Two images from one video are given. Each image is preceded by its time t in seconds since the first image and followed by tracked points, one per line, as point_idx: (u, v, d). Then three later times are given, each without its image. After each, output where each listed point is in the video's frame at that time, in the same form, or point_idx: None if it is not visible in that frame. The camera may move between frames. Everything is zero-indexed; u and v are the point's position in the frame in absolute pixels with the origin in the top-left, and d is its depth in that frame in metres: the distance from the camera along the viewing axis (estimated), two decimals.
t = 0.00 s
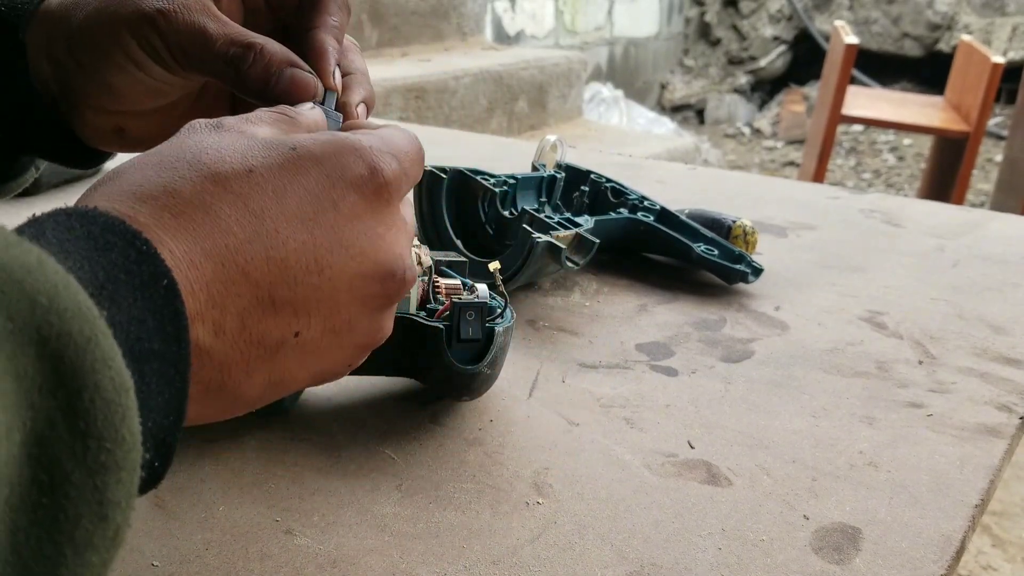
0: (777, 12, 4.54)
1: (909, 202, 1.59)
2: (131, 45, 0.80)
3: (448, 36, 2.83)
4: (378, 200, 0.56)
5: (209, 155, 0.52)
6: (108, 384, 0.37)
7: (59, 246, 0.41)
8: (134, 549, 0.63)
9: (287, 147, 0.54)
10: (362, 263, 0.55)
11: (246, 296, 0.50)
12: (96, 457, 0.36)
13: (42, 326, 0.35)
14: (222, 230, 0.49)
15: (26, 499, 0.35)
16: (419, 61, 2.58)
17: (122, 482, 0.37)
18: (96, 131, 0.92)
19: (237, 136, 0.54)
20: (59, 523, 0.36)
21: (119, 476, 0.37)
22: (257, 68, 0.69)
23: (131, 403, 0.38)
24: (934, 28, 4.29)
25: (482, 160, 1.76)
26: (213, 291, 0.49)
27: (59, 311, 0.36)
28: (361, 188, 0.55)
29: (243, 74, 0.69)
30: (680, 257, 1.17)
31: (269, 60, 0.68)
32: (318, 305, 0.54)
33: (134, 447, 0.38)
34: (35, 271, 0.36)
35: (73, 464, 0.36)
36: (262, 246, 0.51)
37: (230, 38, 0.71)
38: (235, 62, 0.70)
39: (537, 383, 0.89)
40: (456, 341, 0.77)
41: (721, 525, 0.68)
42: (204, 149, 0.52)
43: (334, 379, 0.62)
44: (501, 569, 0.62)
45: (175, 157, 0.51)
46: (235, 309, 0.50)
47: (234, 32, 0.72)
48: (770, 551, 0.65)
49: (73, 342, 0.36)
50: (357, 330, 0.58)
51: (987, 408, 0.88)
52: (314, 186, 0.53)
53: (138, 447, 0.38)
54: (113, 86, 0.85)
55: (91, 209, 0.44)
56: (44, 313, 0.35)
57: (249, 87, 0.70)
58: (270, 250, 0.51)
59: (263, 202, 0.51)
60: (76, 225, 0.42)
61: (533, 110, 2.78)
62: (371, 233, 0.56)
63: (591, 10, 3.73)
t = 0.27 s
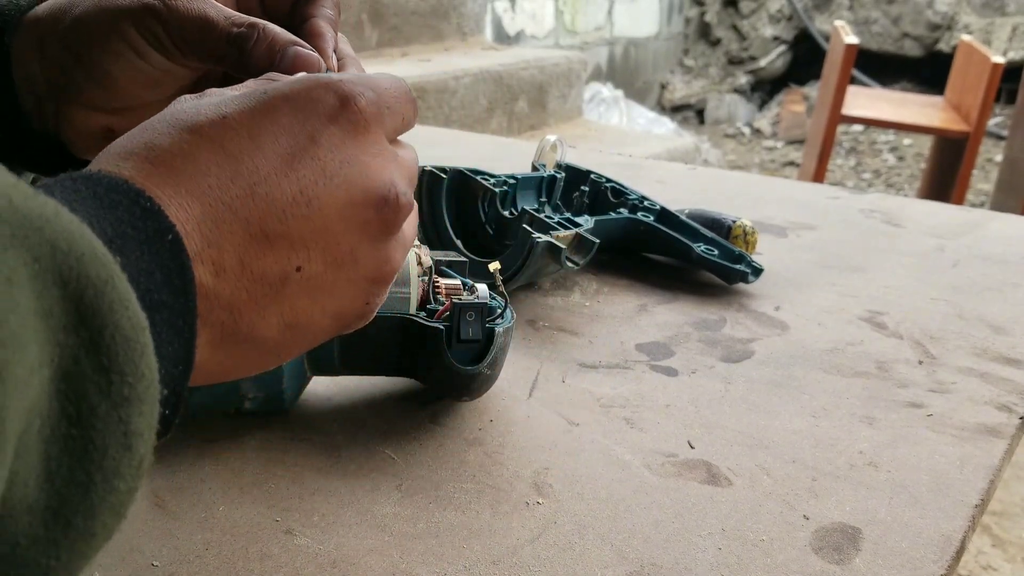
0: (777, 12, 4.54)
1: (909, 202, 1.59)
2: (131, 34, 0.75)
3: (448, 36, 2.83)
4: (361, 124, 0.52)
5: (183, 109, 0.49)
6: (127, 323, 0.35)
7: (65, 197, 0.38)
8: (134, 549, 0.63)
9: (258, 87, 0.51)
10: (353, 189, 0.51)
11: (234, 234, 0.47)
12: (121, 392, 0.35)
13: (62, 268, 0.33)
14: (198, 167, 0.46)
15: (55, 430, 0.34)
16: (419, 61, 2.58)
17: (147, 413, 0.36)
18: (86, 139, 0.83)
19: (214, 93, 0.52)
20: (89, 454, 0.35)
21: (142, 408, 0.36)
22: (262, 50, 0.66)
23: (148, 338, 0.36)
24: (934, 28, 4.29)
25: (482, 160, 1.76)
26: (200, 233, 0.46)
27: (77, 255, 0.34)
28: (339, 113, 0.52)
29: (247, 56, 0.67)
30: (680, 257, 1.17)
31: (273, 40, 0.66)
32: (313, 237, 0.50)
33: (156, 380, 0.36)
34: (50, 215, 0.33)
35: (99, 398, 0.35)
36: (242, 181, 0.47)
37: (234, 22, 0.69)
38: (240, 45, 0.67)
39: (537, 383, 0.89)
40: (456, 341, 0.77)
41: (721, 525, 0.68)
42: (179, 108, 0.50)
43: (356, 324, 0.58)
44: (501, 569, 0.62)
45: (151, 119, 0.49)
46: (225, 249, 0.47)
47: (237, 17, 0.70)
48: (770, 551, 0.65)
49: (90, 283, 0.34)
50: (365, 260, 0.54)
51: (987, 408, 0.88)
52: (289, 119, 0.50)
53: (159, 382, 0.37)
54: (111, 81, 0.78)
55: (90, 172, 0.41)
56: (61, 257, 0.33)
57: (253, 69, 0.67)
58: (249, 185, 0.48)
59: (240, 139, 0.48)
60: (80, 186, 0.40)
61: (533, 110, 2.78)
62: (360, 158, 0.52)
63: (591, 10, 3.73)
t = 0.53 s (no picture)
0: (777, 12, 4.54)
1: (909, 202, 1.58)
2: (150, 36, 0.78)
3: (448, 36, 2.83)
4: (417, 156, 0.59)
5: (260, 104, 0.53)
6: (194, 288, 0.35)
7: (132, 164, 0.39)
8: (134, 549, 0.63)
9: (333, 102, 0.56)
10: (404, 214, 0.57)
11: (304, 230, 0.50)
12: (187, 353, 0.35)
13: (134, 232, 0.34)
14: (281, 163, 0.50)
15: (124, 390, 0.34)
16: (419, 61, 2.58)
17: (212, 376, 0.36)
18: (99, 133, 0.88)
19: (284, 93, 0.56)
20: (156, 414, 0.35)
21: (206, 371, 0.36)
22: (280, 61, 0.69)
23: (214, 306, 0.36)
24: (934, 28, 4.29)
25: (482, 160, 1.76)
26: (273, 222, 0.48)
27: (149, 219, 0.34)
28: (403, 144, 0.57)
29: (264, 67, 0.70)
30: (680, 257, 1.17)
31: (291, 53, 0.68)
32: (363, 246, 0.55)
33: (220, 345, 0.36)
34: (123, 180, 0.34)
35: (166, 359, 0.35)
36: (318, 184, 0.51)
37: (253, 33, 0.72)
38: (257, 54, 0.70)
39: (537, 383, 0.89)
40: (456, 341, 0.77)
41: (721, 525, 0.68)
42: (253, 100, 0.53)
43: (356, 332, 0.61)
44: (501, 569, 0.62)
45: (226, 106, 0.51)
46: (294, 241, 0.50)
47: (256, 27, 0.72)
48: (770, 551, 0.65)
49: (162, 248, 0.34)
50: (390, 279, 0.59)
51: (987, 408, 0.88)
52: (364, 137, 0.55)
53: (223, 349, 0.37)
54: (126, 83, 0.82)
55: (155, 141, 0.42)
56: (135, 221, 0.34)
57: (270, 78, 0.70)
58: (326, 185, 0.52)
59: (316, 142, 0.53)
60: (143, 153, 0.41)
61: (533, 110, 2.78)
62: (411, 184, 0.58)
63: (591, 10, 3.73)
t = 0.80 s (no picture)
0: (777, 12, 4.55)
1: (909, 202, 1.58)
2: (171, 45, 0.80)
3: (448, 36, 2.83)
4: (423, 148, 0.59)
5: (265, 106, 0.54)
6: (196, 289, 0.37)
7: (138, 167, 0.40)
8: (134, 549, 0.63)
9: (339, 100, 0.57)
10: (412, 202, 0.57)
11: (310, 219, 0.51)
12: (189, 353, 0.36)
13: (138, 234, 0.35)
14: (283, 156, 0.51)
15: (126, 390, 0.35)
16: (418, 61, 2.58)
17: (213, 377, 0.38)
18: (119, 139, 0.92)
19: (292, 97, 0.57)
20: (158, 412, 0.36)
21: (208, 372, 0.37)
22: (298, 76, 0.71)
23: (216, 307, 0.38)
24: (934, 28, 4.30)
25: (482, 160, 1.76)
26: (276, 211, 0.49)
27: (153, 222, 0.36)
28: (408, 135, 0.58)
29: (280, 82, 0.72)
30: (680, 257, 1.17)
31: (307, 69, 0.71)
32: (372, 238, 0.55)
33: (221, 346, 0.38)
34: (128, 184, 0.36)
35: (168, 360, 0.36)
36: (321, 174, 0.52)
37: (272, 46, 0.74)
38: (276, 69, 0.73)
39: (537, 383, 0.89)
40: (456, 341, 0.77)
41: (721, 525, 0.68)
42: (261, 103, 0.54)
43: (377, 332, 0.61)
44: (502, 569, 0.62)
45: (234, 109, 0.53)
46: (299, 231, 0.50)
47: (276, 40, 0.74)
48: (770, 551, 0.65)
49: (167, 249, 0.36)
50: (405, 272, 0.58)
51: (987, 408, 0.88)
52: (367, 130, 0.56)
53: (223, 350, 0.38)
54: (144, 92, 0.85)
55: (163, 146, 0.43)
56: (139, 223, 0.35)
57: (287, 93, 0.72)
58: (329, 176, 0.52)
59: (318, 136, 0.53)
60: (151, 157, 0.42)
61: (533, 110, 2.78)
62: (418, 174, 0.58)
63: (591, 10, 3.73)
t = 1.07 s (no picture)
0: (777, 12, 4.55)
1: (909, 202, 1.58)
2: (174, 63, 0.83)
3: (448, 36, 2.83)
4: (426, 169, 0.59)
5: (268, 119, 0.54)
6: (188, 306, 0.37)
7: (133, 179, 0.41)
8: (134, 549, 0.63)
9: (343, 116, 0.57)
10: (413, 223, 0.57)
11: (307, 237, 0.51)
12: (178, 371, 0.37)
13: (129, 250, 0.36)
14: (284, 173, 0.51)
15: (114, 406, 0.36)
16: (418, 61, 2.58)
17: (202, 395, 0.38)
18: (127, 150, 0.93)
19: (299, 110, 0.57)
20: (145, 430, 0.36)
21: (197, 389, 0.38)
22: (300, 87, 0.73)
23: (207, 324, 0.38)
24: (934, 28, 4.30)
25: (482, 160, 1.76)
26: (273, 229, 0.49)
27: (145, 237, 0.36)
28: (412, 155, 0.58)
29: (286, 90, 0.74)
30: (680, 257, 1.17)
31: (310, 77, 0.72)
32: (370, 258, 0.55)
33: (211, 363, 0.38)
34: (119, 199, 0.36)
35: (157, 376, 0.36)
36: (320, 193, 0.52)
37: (273, 56, 0.76)
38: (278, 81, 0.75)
39: (537, 384, 0.89)
40: (456, 341, 0.77)
41: (721, 525, 0.68)
42: (267, 117, 0.55)
43: (371, 348, 0.61)
44: (502, 569, 0.63)
45: (240, 120, 0.53)
46: (296, 250, 0.50)
47: (275, 49, 0.76)
48: (770, 551, 0.65)
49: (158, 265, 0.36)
50: (401, 292, 0.58)
51: (987, 408, 0.88)
52: (370, 148, 0.56)
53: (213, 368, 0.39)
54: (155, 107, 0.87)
55: (159, 157, 0.44)
56: (130, 239, 0.36)
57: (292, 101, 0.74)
58: (329, 194, 0.53)
59: (321, 153, 0.54)
60: (147, 167, 0.42)
61: (533, 110, 2.78)
62: (420, 194, 0.58)
63: (591, 10, 3.73)
